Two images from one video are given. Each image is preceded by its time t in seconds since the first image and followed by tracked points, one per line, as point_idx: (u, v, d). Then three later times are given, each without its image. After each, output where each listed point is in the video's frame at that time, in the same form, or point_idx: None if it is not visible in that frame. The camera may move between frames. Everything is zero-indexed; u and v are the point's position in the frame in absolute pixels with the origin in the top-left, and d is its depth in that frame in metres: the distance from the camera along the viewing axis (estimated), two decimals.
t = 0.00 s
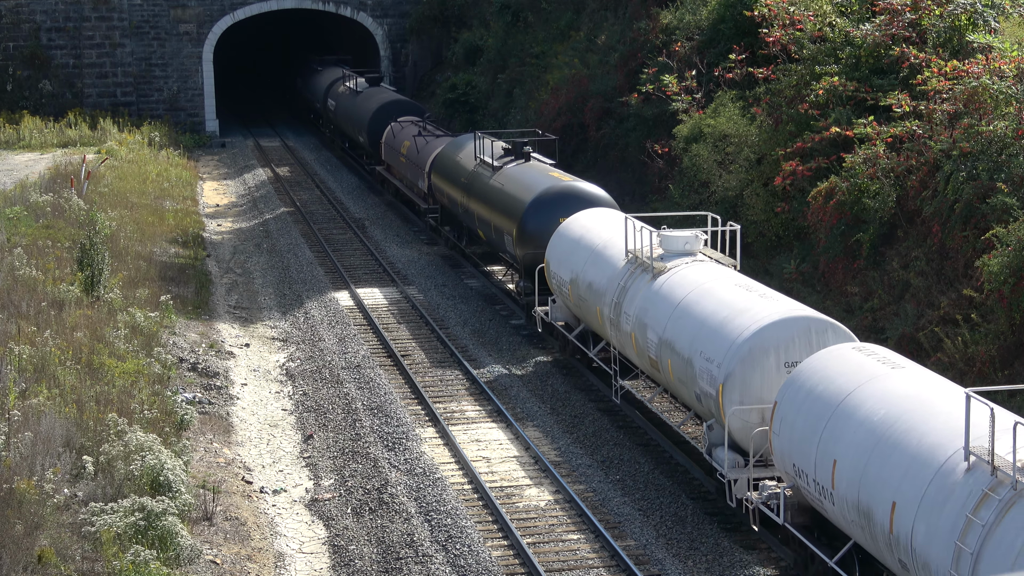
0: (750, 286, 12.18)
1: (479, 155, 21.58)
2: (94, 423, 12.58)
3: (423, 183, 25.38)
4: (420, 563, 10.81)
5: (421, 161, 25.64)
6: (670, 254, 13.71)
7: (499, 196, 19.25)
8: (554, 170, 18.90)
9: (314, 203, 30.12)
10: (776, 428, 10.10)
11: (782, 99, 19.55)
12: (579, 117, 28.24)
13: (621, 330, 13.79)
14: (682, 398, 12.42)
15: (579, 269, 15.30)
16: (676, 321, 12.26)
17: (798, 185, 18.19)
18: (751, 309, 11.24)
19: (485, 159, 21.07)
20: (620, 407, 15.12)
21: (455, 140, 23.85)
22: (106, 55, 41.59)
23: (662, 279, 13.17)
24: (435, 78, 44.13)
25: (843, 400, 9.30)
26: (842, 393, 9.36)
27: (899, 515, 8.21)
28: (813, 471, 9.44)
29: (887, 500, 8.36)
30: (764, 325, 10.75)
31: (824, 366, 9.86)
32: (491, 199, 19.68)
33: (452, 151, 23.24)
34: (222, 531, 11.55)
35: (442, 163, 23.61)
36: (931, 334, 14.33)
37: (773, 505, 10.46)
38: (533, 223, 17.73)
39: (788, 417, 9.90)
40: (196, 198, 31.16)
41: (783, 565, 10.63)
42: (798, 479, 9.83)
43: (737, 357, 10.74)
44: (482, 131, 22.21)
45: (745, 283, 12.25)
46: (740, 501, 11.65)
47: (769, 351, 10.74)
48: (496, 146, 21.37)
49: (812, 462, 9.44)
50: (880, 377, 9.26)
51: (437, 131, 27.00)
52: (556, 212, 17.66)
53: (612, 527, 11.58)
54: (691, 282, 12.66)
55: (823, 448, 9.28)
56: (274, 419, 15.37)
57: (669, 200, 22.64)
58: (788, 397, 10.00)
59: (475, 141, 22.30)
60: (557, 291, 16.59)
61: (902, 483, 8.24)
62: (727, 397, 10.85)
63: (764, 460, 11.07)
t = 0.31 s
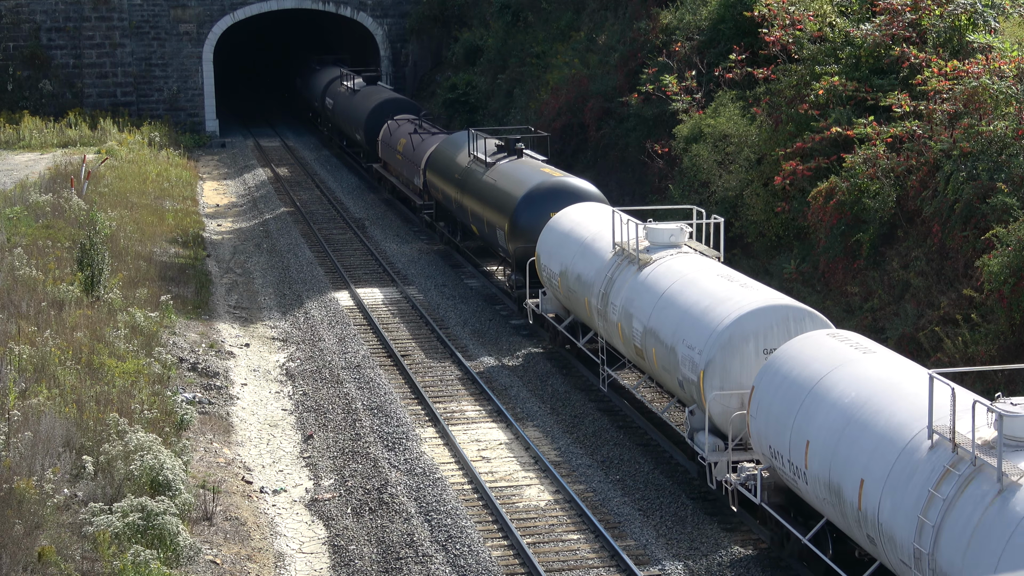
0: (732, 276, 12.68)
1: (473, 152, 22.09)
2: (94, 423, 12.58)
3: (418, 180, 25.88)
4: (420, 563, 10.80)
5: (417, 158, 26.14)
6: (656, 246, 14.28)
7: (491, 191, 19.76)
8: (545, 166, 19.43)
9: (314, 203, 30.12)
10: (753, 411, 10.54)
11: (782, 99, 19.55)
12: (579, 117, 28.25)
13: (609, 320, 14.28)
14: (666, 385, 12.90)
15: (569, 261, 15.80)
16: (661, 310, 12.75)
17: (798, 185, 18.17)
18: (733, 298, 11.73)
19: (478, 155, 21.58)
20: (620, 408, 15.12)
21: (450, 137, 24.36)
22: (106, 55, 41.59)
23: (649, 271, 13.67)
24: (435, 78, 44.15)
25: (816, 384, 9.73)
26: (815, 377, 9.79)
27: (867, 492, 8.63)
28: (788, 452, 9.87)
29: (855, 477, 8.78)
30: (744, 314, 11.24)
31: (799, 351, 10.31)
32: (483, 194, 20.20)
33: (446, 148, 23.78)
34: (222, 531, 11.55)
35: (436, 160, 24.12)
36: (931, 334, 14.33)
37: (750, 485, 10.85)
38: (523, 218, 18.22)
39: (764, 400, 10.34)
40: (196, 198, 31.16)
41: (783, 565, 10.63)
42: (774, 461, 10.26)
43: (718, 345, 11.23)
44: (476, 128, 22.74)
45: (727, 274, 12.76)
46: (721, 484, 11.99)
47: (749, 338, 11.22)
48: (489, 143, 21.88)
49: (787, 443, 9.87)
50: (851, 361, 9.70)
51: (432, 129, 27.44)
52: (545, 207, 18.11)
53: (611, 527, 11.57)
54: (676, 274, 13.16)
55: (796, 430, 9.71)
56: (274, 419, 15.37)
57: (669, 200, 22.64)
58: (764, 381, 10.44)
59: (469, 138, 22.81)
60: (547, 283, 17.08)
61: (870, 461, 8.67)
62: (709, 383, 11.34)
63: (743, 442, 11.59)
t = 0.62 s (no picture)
0: (715, 267, 13.01)
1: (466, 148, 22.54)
2: (94, 423, 12.59)
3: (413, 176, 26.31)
4: (420, 563, 10.81)
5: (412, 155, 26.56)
6: (642, 239, 14.56)
7: (484, 186, 20.22)
8: (538, 162, 19.86)
9: (314, 203, 30.12)
10: (731, 396, 10.83)
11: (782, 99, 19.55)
12: (579, 117, 28.24)
13: (598, 311, 14.62)
14: (651, 374, 13.21)
15: (559, 255, 16.16)
16: (646, 301, 13.07)
17: (799, 185, 18.16)
18: (715, 287, 12.05)
19: (472, 152, 22.02)
20: (620, 408, 15.12)
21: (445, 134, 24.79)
22: (106, 55, 41.59)
23: (635, 263, 14.00)
24: (435, 78, 44.16)
25: (791, 368, 10.00)
26: (790, 362, 10.06)
27: (837, 471, 8.87)
28: (764, 434, 10.14)
29: (826, 457, 9.03)
30: (724, 302, 11.56)
31: (776, 338, 10.58)
32: (476, 189, 20.66)
33: (441, 144, 24.22)
34: (222, 531, 11.55)
35: (431, 156, 24.56)
36: (931, 334, 14.32)
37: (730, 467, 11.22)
38: (515, 213, 18.70)
39: (742, 385, 10.61)
40: (196, 198, 31.15)
41: (784, 565, 10.64)
42: (752, 443, 10.53)
43: (699, 332, 11.54)
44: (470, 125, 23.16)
45: (711, 265, 13.08)
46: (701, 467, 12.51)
47: (729, 326, 11.54)
48: (482, 139, 22.31)
49: (763, 426, 10.13)
50: (826, 347, 9.96)
51: (428, 127, 27.79)
52: (537, 201, 18.59)
53: (611, 527, 11.58)
54: (661, 265, 13.48)
55: (772, 413, 9.97)
56: (274, 419, 15.37)
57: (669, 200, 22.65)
58: (742, 368, 10.72)
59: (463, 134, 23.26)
60: (539, 276, 17.50)
61: (840, 441, 8.91)
62: (690, 369, 11.65)
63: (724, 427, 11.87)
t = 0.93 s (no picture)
0: (697, 257, 13.49)
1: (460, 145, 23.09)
2: (94, 423, 12.59)
3: (409, 173, 26.88)
4: (420, 563, 10.81)
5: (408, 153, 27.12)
6: (627, 231, 15.03)
7: (477, 182, 20.79)
8: (529, 158, 20.41)
9: (314, 203, 30.13)
10: (710, 380, 11.29)
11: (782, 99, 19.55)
12: (579, 117, 28.23)
13: (585, 302, 15.12)
14: (635, 361, 13.70)
15: (548, 248, 16.65)
16: (630, 291, 13.54)
17: (799, 185, 18.14)
18: (696, 276, 12.53)
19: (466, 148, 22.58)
20: (620, 407, 15.13)
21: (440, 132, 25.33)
22: (106, 55, 41.59)
23: (621, 254, 14.49)
24: (435, 78, 44.16)
25: (765, 352, 10.44)
26: (765, 346, 10.50)
27: (806, 450, 9.29)
28: (740, 417, 10.56)
29: (796, 435, 9.46)
30: (705, 291, 12.05)
31: (752, 324, 11.02)
32: (470, 185, 21.24)
33: (436, 141, 24.78)
34: (222, 531, 11.55)
35: (426, 153, 25.13)
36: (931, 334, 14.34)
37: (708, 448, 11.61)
38: (506, 207, 19.27)
39: (719, 370, 11.04)
40: (196, 198, 31.16)
41: (784, 565, 10.63)
42: (729, 426, 10.96)
43: (680, 320, 12.03)
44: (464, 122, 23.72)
45: (692, 255, 13.57)
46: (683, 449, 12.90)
47: (709, 313, 12.04)
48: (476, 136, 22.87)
49: (739, 408, 10.56)
50: (799, 332, 10.39)
51: (422, 125, 28.50)
52: (528, 196, 19.10)
53: (611, 527, 11.58)
54: (645, 256, 13.96)
55: (746, 395, 10.40)
56: (274, 419, 15.37)
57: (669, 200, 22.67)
58: (719, 353, 11.17)
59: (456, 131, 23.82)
60: (529, 269, 17.98)
61: (809, 420, 9.34)
62: (672, 355, 12.13)
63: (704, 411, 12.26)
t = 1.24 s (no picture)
0: (681, 249, 13.89)
1: (454, 141, 23.52)
2: (94, 423, 12.58)
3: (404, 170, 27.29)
4: (420, 563, 10.81)
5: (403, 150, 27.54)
6: (616, 225, 15.38)
7: (470, 177, 21.23)
8: (522, 154, 20.84)
9: (314, 203, 30.13)
10: (692, 366, 11.67)
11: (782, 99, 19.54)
12: (579, 117, 28.18)
13: (574, 293, 15.51)
14: (622, 350, 14.10)
15: (538, 241, 17.03)
16: (616, 282, 13.93)
17: (798, 185, 18.13)
18: (679, 267, 12.92)
19: (460, 145, 23.02)
20: (620, 408, 15.12)
21: (435, 129, 25.77)
22: (106, 55, 41.59)
23: (608, 247, 14.86)
24: (435, 78, 44.16)
25: (744, 338, 10.83)
26: (744, 333, 10.89)
27: (781, 430, 9.70)
28: (720, 401, 10.97)
29: (771, 417, 9.87)
30: (688, 281, 12.44)
31: (732, 312, 11.42)
32: (463, 180, 21.68)
33: (431, 138, 25.23)
34: (222, 531, 11.55)
35: (421, 150, 25.56)
36: (930, 334, 14.36)
37: (689, 433, 12.16)
38: (499, 202, 19.71)
39: (701, 356, 11.44)
40: (196, 198, 31.15)
41: (784, 565, 10.61)
42: (710, 411, 11.38)
43: (664, 309, 12.41)
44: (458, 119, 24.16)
45: (677, 247, 13.97)
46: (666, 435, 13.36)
47: (692, 303, 12.42)
48: (470, 133, 23.31)
49: (719, 393, 10.97)
50: (776, 319, 10.81)
51: (418, 122, 28.92)
52: (520, 190, 19.61)
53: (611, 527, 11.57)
54: (632, 248, 14.34)
55: (725, 380, 10.81)
56: (274, 419, 15.37)
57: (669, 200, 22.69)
58: (701, 340, 11.56)
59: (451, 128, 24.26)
60: (521, 263, 18.36)
61: (783, 403, 9.75)
62: (656, 343, 12.52)
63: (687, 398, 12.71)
